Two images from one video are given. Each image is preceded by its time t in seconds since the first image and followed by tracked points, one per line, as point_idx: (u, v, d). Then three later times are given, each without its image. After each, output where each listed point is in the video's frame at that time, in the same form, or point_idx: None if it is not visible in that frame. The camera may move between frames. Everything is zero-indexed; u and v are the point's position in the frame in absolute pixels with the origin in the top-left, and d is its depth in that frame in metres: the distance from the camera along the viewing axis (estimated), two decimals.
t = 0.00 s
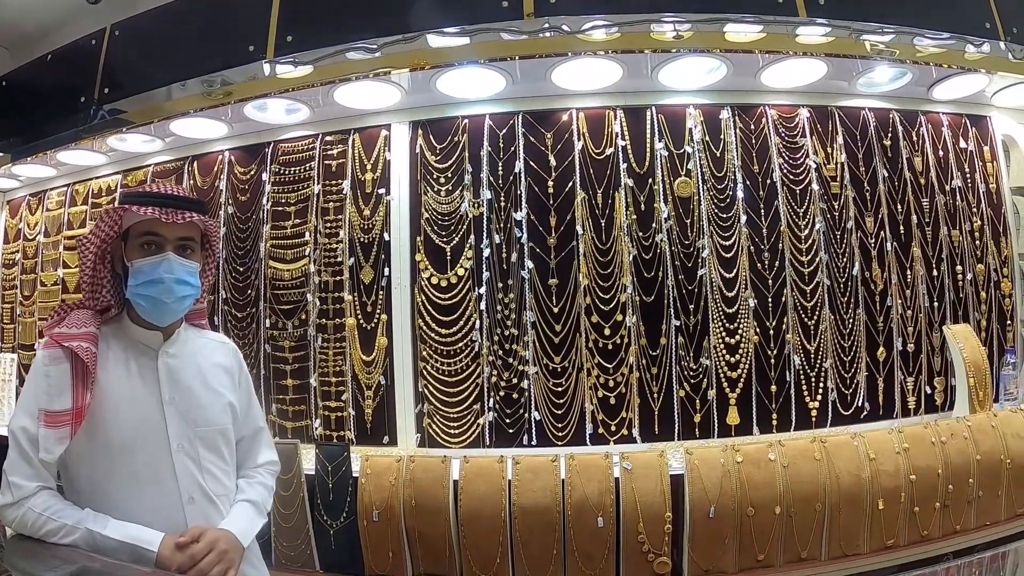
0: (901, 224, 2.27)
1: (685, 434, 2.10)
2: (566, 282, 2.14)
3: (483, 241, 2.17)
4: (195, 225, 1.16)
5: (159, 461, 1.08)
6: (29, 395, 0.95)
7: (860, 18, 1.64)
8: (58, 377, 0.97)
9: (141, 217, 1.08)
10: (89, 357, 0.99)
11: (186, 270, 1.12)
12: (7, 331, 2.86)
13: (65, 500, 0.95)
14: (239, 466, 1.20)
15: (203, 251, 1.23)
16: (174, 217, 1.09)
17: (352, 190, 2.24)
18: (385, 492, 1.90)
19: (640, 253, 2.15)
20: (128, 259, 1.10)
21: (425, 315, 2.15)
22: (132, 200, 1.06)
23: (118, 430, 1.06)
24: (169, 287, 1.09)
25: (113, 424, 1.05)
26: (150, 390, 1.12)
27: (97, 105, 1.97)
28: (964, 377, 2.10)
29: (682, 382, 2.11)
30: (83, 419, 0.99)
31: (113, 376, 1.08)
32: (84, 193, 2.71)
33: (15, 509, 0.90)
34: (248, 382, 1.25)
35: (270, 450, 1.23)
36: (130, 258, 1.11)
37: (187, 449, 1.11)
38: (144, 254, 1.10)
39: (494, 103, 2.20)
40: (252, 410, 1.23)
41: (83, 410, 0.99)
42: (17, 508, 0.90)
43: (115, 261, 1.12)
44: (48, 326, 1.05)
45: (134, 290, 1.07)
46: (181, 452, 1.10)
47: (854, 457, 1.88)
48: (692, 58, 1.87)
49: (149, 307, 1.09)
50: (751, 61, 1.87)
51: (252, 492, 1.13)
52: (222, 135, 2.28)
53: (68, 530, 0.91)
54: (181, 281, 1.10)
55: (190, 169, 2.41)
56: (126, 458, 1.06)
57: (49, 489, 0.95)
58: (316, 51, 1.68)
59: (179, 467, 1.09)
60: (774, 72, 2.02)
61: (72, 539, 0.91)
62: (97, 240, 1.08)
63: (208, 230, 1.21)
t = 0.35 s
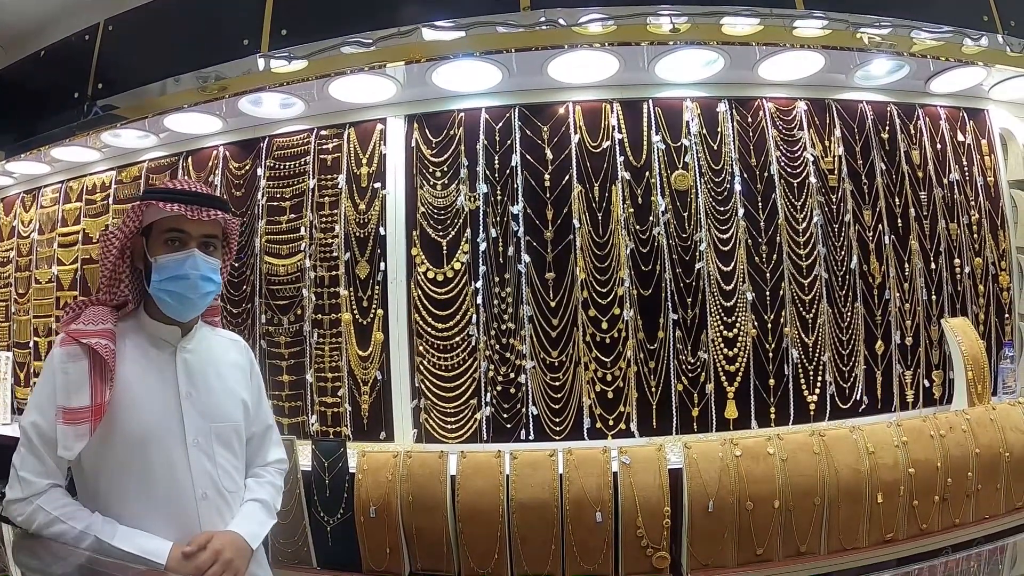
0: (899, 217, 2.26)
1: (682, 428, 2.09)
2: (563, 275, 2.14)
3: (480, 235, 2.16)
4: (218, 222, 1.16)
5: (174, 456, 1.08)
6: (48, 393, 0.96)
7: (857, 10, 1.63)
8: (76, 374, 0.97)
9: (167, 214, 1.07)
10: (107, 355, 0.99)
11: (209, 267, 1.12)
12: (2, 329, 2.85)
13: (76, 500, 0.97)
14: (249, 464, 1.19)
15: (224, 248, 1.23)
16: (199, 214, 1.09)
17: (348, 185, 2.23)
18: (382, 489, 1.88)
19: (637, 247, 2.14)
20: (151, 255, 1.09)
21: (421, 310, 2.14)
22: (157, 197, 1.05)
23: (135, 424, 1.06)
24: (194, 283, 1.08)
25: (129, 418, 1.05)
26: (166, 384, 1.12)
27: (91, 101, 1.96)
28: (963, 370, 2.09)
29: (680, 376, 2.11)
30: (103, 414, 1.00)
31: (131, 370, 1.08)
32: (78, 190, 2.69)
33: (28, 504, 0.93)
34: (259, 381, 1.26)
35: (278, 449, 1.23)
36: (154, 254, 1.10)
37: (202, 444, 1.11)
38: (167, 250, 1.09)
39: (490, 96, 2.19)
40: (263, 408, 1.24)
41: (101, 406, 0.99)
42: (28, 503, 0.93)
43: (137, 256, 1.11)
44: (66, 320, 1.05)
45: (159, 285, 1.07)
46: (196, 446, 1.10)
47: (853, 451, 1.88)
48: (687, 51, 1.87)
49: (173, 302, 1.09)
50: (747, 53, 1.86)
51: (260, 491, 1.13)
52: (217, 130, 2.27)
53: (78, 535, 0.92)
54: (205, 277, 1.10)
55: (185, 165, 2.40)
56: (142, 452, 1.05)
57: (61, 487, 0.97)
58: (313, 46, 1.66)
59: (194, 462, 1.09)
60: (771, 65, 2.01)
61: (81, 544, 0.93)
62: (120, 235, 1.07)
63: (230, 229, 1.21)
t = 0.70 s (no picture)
0: (899, 212, 2.26)
1: (682, 423, 2.09)
2: (562, 269, 2.13)
3: (478, 229, 2.15)
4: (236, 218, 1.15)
5: (191, 449, 1.08)
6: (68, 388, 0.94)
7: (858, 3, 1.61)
8: (94, 368, 0.95)
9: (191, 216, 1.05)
10: (126, 348, 0.97)
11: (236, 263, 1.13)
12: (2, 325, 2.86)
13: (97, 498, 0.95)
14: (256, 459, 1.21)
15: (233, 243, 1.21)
16: (223, 212, 1.08)
17: (346, 179, 2.23)
18: (381, 484, 1.88)
19: (636, 241, 2.14)
20: (175, 257, 1.06)
21: (419, 304, 2.14)
22: (182, 199, 1.03)
23: (153, 417, 1.05)
24: (227, 282, 1.09)
25: (149, 413, 1.05)
26: (182, 379, 1.12)
27: (89, 97, 1.94)
28: (963, 365, 2.09)
29: (679, 370, 2.11)
30: (122, 409, 0.97)
31: (147, 364, 1.08)
32: (78, 186, 2.69)
33: (50, 502, 0.91)
34: (266, 378, 1.29)
35: (283, 446, 1.26)
36: (175, 255, 1.07)
37: (218, 438, 1.11)
38: (192, 251, 1.07)
39: (488, 90, 2.18)
40: (271, 405, 1.26)
41: (121, 401, 0.97)
42: (50, 502, 0.91)
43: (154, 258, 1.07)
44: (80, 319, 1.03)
45: (191, 288, 1.07)
46: (213, 440, 1.10)
47: (853, 446, 1.87)
48: (687, 44, 1.85)
49: (206, 303, 1.09)
50: (746, 46, 1.85)
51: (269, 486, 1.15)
52: (215, 125, 2.26)
53: (103, 535, 0.92)
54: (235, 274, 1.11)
55: (183, 160, 2.39)
56: (161, 446, 1.05)
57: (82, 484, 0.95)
58: (310, 40, 1.63)
59: (211, 455, 1.09)
60: (771, 58, 2.00)
61: (108, 544, 0.93)
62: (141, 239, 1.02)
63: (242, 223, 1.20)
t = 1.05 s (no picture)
0: (899, 205, 2.25)
1: (682, 417, 2.09)
2: (562, 263, 2.13)
3: (478, 223, 2.15)
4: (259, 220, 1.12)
5: (204, 445, 1.09)
6: (79, 386, 0.93)
7: None
8: (106, 365, 0.94)
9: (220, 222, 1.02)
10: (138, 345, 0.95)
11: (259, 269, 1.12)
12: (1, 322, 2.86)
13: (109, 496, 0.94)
14: (264, 458, 1.21)
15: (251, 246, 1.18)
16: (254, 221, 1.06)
17: (344, 174, 2.22)
18: (381, 479, 1.88)
19: (636, 234, 2.14)
20: (198, 259, 1.04)
21: (419, 299, 2.13)
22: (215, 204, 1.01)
23: (166, 413, 1.06)
24: (250, 289, 1.09)
25: (161, 409, 1.06)
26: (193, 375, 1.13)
27: (85, 92, 1.93)
28: (963, 358, 2.09)
29: (680, 364, 2.10)
30: (136, 406, 0.97)
31: (158, 361, 1.09)
32: (75, 183, 2.68)
33: (62, 502, 0.89)
34: (270, 374, 1.31)
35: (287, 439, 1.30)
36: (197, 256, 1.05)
37: (229, 433, 1.13)
38: (216, 255, 1.05)
39: (487, 84, 2.17)
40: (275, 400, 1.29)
41: (134, 398, 0.97)
42: (62, 502, 0.89)
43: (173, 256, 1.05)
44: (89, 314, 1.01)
45: (211, 291, 1.06)
46: (224, 435, 1.12)
47: (853, 440, 1.87)
48: (686, 38, 1.85)
49: (223, 306, 1.09)
50: (746, 40, 1.84)
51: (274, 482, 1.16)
52: (213, 120, 2.26)
53: (119, 534, 0.90)
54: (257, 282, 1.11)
55: (181, 156, 2.39)
56: (174, 442, 1.06)
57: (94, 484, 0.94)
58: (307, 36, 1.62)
59: (222, 449, 1.10)
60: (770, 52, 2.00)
61: (122, 543, 0.91)
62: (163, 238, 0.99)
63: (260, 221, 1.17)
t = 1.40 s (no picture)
0: (901, 200, 2.25)
1: (683, 411, 2.09)
2: (563, 258, 2.12)
3: (479, 217, 2.14)
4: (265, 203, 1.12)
5: (220, 440, 1.08)
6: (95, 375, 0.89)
7: None
8: (122, 355, 0.91)
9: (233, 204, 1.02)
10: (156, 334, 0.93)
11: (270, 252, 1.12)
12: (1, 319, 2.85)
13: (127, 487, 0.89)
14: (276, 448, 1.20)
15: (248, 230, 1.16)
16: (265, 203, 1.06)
17: (344, 168, 2.21)
18: (382, 474, 1.87)
19: (637, 229, 2.13)
20: (211, 244, 1.03)
21: (420, 294, 2.13)
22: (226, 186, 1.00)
23: (184, 407, 1.05)
24: (263, 273, 1.09)
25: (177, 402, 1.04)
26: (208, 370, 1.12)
27: (84, 87, 1.92)
28: (964, 353, 2.08)
29: (681, 359, 2.10)
30: (152, 398, 0.94)
31: (174, 353, 1.07)
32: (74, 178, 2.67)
33: (76, 493, 0.84)
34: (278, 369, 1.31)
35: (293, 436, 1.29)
36: (208, 242, 1.03)
37: (244, 428, 1.12)
38: (228, 239, 1.04)
39: (488, 77, 2.17)
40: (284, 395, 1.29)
41: (150, 390, 0.94)
42: (75, 494, 0.84)
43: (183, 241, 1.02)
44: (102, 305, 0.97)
45: (225, 277, 1.05)
46: (239, 431, 1.11)
47: (855, 434, 1.87)
48: (687, 31, 1.84)
49: (238, 291, 1.08)
50: (747, 34, 1.83)
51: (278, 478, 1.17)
52: (213, 115, 2.24)
53: (138, 524, 0.85)
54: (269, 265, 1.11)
55: (180, 151, 2.38)
56: (190, 435, 1.04)
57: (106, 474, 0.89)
58: (304, 30, 1.59)
59: (237, 445, 1.10)
60: (771, 46, 1.99)
61: (142, 535, 0.86)
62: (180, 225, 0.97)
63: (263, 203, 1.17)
